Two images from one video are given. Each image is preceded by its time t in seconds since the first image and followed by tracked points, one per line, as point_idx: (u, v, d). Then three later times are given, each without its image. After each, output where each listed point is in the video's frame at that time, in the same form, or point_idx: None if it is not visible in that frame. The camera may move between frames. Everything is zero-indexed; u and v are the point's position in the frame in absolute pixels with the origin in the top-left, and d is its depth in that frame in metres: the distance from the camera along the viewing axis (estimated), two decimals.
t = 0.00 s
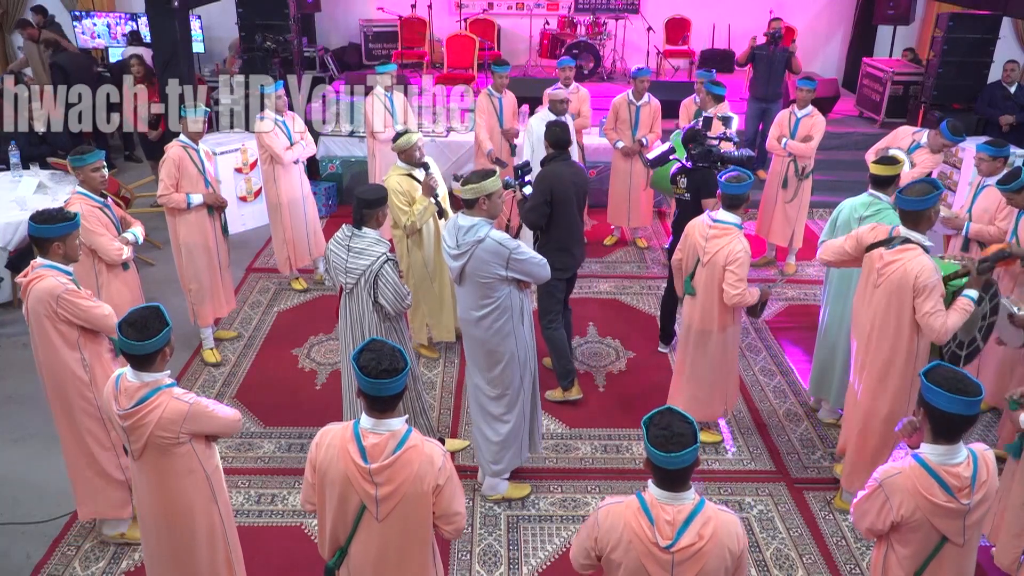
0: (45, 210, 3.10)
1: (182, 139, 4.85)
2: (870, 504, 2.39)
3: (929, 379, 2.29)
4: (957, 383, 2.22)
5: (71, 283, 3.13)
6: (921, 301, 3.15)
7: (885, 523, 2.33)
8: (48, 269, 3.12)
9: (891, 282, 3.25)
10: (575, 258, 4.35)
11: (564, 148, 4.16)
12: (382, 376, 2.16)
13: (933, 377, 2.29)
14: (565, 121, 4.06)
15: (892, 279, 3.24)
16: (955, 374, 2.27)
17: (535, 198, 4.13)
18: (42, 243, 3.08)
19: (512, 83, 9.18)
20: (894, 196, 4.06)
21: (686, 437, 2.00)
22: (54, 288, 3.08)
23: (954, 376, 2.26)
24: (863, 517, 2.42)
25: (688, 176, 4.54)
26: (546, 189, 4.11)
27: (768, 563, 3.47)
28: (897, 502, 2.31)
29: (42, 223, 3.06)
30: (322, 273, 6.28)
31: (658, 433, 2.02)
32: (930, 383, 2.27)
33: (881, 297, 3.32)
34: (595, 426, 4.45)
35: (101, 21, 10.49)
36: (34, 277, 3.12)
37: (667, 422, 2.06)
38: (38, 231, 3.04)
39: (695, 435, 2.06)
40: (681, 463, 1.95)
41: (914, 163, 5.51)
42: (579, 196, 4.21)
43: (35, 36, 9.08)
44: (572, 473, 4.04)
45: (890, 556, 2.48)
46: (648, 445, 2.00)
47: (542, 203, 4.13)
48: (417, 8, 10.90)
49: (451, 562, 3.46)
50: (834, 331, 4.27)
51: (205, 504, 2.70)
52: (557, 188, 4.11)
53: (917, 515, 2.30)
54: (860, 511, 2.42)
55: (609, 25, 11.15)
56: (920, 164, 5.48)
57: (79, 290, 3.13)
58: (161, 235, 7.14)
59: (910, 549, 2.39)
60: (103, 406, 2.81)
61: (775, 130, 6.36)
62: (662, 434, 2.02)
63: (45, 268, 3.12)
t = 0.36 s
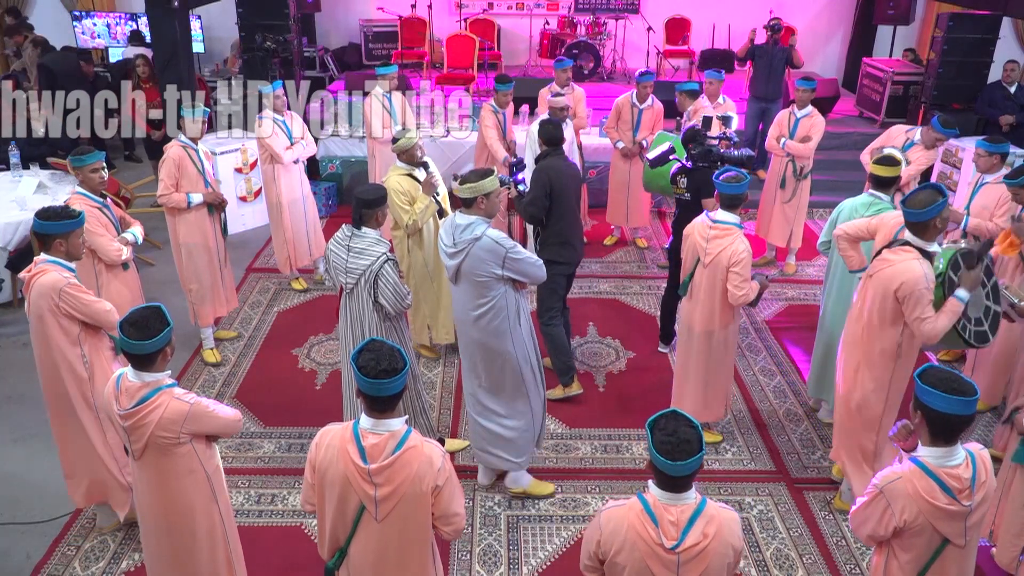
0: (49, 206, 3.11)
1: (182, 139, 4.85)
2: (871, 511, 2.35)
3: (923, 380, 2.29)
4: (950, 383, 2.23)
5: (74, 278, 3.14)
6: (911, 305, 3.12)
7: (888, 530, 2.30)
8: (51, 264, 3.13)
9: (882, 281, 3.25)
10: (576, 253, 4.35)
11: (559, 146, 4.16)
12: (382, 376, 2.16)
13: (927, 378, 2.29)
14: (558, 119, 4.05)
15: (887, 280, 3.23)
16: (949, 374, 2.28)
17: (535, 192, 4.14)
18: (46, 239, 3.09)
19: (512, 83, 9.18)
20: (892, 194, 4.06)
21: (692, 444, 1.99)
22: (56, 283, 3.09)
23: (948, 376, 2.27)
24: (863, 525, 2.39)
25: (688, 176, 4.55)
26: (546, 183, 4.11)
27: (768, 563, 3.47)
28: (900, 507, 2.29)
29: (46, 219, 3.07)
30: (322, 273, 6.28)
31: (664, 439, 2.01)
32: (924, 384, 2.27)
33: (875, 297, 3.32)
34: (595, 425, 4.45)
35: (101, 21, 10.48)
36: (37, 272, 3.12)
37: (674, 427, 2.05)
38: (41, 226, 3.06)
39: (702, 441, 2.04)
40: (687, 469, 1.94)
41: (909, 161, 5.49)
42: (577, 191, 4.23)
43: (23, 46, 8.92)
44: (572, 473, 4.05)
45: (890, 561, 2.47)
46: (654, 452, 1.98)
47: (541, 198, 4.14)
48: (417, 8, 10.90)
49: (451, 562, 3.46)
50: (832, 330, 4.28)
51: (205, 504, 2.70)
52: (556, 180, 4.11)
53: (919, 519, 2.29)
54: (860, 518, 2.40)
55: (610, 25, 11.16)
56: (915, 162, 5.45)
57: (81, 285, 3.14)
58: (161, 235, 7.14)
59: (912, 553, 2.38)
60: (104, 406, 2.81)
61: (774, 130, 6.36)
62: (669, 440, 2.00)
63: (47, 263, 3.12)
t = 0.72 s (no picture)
0: (50, 205, 3.11)
1: (181, 138, 4.84)
2: (875, 515, 2.33)
3: (922, 383, 2.29)
4: (951, 386, 2.24)
5: (76, 276, 3.14)
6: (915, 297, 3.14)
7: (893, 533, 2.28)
8: (53, 263, 3.13)
9: (884, 282, 3.25)
10: (574, 253, 4.35)
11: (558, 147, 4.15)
12: (380, 376, 2.16)
13: (927, 381, 2.29)
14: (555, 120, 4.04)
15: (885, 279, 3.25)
16: (948, 377, 2.29)
17: (536, 193, 4.14)
18: (45, 239, 3.09)
19: (512, 83, 9.18)
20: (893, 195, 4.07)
21: (698, 444, 1.99)
22: (58, 281, 3.09)
23: (947, 378, 2.27)
24: (866, 529, 2.38)
25: (688, 177, 4.54)
26: (546, 183, 4.12)
27: (768, 563, 3.47)
28: (905, 510, 2.27)
29: (46, 218, 3.07)
30: (322, 273, 6.28)
31: (671, 436, 2.01)
32: (924, 387, 2.28)
33: (875, 298, 3.33)
34: (595, 426, 4.45)
35: (101, 22, 10.48)
36: (39, 271, 3.13)
37: (681, 425, 2.06)
38: (41, 225, 3.07)
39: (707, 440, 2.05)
40: (692, 468, 1.94)
41: (909, 158, 5.47)
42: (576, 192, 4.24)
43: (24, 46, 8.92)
44: (572, 473, 4.05)
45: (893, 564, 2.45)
46: (660, 449, 1.98)
47: (542, 199, 4.14)
48: (417, 8, 10.90)
49: (451, 562, 3.46)
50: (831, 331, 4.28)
51: (205, 504, 2.70)
52: (557, 182, 4.12)
53: (925, 522, 2.27)
54: (863, 522, 2.38)
55: (609, 25, 11.16)
56: (916, 160, 5.44)
57: (83, 283, 3.14)
58: (161, 235, 7.14)
59: (916, 555, 2.36)
60: (104, 406, 2.81)
61: (774, 130, 6.36)
62: (676, 437, 2.00)
63: (48, 262, 3.13)
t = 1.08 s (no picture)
0: (46, 208, 3.11)
1: (181, 139, 4.82)
2: (888, 513, 2.32)
3: (940, 382, 2.28)
4: (970, 385, 2.23)
5: (75, 278, 3.14)
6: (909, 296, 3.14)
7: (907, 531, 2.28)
8: (51, 265, 3.13)
9: (877, 278, 3.25)
10: (572, 255, 4.35)
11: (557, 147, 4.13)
12: (369, 376, 2.16)
13: (944, 380, 2.29)
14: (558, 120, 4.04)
15: (879, 276, 3.24)
16: (966, 376, 2.28)
17: (537, 193, 4.14)
18: (41, 242, 3.08)
19: (512, 83, 9.18)
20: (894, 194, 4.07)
21: (698, 444, 1.99)
22: (57, 283, 3.08)
23: (966, 378, 2.27)
24: (877, 527, 2.37)
25: (688, 177, 4.54)
26: (547, 184, 4.11)
27: (768, 563, 3.47)
28: (921, 509, 2.26)
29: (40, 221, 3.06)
30: (322, 273, 6.28)
31: (672, 436, 2.01)
32: (941, 385, 2.27)
33: (869, 296, 3.33)
34: (596, 425, 4.44)
35: (101, 22, 10.48)
36: (37, 273, 3.13)
37: (683, 426, 2.05)
38: (36, 228, 3.05)
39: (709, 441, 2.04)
40: (693, 469, 1.94)
41: (912, 157, 5.47)
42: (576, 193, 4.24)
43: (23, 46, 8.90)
44: (572, 473, 4.05)
45: (899, 561, 2.44)
46: (660, 448, 1.98)
47: (543, 200, 4.14)
48: (417, 8, 10.90)
49: (451, 562, 3.46)
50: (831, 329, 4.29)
51: (205, 503, 2.70)
52: (556, 183, 4.11)
53: (939, 520, 2.27)
54: (874, 520, 2.36)
55: (610, 25, 11.16)
56: (919, 159, 5.44)
57: (82, 285, 3.14)
58: (161, 235, 7.14)
59: (924, 553, 2.36)
60: (104, 407, 2.81)
61: (775, 129, 6.36)
62: (677, 438, 2.00)
63: (47, 264, 3.13)
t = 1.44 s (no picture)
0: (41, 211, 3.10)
1: (181, 139, 4.82)
2: (905, 506, 2.31)
3: (962, 378, 2.28)
4: (995, 382, 2.23)
5: (74, 280, 3.14)
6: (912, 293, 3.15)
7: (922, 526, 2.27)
8: (50, 267, 3.13)
9: (878, 277, 3.24)
10: (571, 257, 4.34)
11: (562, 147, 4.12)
12: (352, 375, 2.14)
13: (966, 376, 2.28)
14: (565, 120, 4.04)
15: (880, 276, 3.24)
16: (988, 373, 2.28)
17: (536, 192, 4.14)
18: (38, 245, 3.08)
19: (512, 83, 9.18)
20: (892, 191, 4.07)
21: (698, 445, 1.99)
22: (57, 285, 3.09)
23: (989, 375, 2.26)
24: (890, 520, 2.36)
25: (687, 176, 4.54)
26: (546, 183, 4.11)
27: (768, 563, 3.47)
28: (939, 503, 2.25)
29: (36, 224, 3.06)
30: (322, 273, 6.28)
31: (672, 436, 2.01)
32: (964, 381, 2.26)
33: (868, 296, 3.33)
34: (596, 425, 4.44)
35: (101, 22, 10.48)
36: (36, 276, 3.13)
37: (683, 426, 2.05)
38: (31, 232, 3.04)
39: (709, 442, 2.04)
40: (692, 469, 1.94)
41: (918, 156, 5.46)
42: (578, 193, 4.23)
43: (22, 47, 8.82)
44: (572, 473, 4.05)
45: (909, 557, 2.44)
46: (660, 449, 1.98)
47: (543, 199, 4.14)
48: (417, 8, 10.90)
49: (451, 562, 3.46)
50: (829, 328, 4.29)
51: (205, 503, 2.70)
52: (556, 182, 4.11)
53: (956, 516, 2.26)
54: (889, 514, 2.36)
55: (609, 25, 11.17)
56: (924, 157, 5.43)
57: (82, 287, 3.14)
58: (161, 235, 7.14)
59: (935, 548, 2.36)
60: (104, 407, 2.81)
61: (775, 129, 6.36)
62: (677, 439, 2.00)
63: (46, 267, 3.13)
